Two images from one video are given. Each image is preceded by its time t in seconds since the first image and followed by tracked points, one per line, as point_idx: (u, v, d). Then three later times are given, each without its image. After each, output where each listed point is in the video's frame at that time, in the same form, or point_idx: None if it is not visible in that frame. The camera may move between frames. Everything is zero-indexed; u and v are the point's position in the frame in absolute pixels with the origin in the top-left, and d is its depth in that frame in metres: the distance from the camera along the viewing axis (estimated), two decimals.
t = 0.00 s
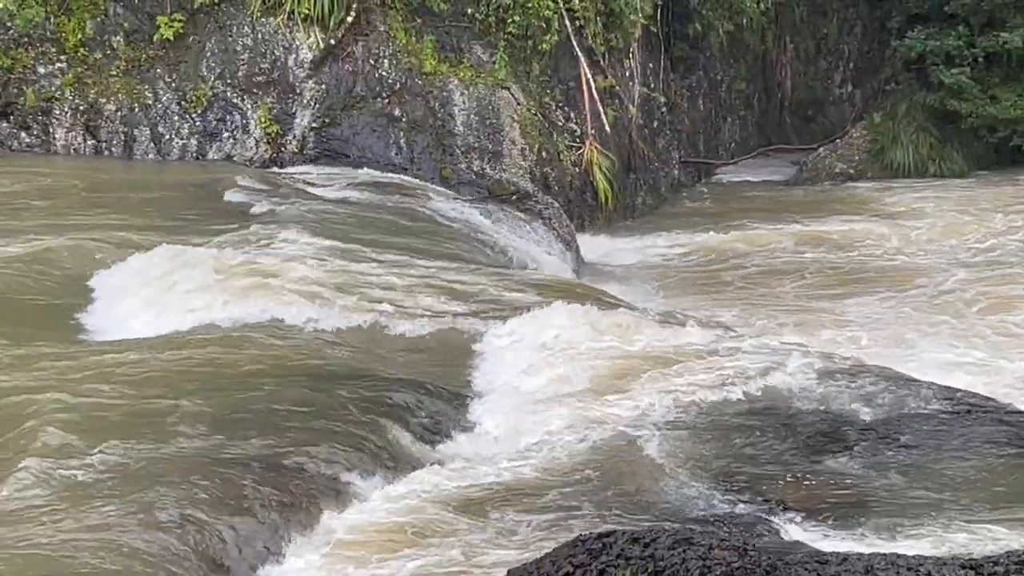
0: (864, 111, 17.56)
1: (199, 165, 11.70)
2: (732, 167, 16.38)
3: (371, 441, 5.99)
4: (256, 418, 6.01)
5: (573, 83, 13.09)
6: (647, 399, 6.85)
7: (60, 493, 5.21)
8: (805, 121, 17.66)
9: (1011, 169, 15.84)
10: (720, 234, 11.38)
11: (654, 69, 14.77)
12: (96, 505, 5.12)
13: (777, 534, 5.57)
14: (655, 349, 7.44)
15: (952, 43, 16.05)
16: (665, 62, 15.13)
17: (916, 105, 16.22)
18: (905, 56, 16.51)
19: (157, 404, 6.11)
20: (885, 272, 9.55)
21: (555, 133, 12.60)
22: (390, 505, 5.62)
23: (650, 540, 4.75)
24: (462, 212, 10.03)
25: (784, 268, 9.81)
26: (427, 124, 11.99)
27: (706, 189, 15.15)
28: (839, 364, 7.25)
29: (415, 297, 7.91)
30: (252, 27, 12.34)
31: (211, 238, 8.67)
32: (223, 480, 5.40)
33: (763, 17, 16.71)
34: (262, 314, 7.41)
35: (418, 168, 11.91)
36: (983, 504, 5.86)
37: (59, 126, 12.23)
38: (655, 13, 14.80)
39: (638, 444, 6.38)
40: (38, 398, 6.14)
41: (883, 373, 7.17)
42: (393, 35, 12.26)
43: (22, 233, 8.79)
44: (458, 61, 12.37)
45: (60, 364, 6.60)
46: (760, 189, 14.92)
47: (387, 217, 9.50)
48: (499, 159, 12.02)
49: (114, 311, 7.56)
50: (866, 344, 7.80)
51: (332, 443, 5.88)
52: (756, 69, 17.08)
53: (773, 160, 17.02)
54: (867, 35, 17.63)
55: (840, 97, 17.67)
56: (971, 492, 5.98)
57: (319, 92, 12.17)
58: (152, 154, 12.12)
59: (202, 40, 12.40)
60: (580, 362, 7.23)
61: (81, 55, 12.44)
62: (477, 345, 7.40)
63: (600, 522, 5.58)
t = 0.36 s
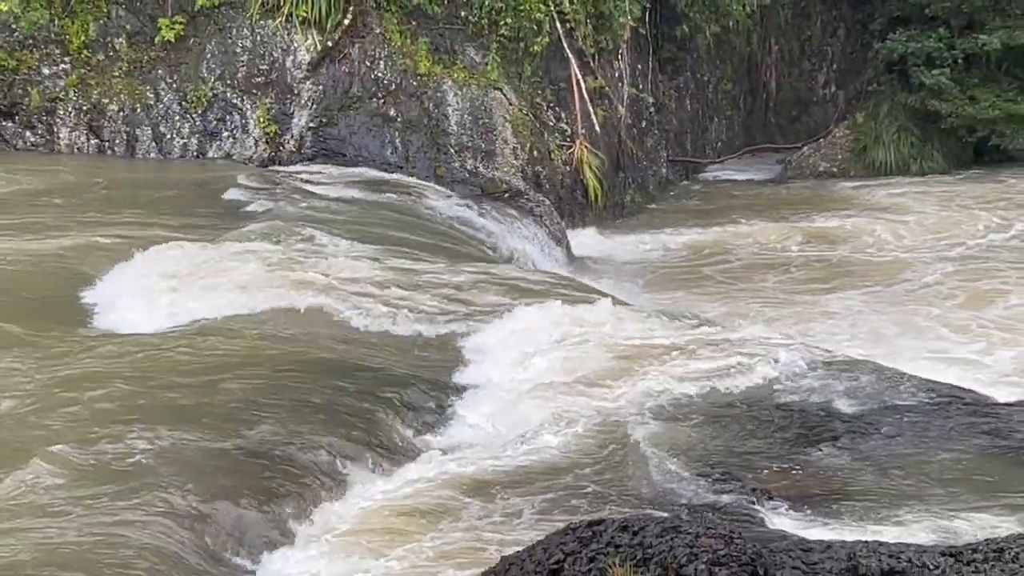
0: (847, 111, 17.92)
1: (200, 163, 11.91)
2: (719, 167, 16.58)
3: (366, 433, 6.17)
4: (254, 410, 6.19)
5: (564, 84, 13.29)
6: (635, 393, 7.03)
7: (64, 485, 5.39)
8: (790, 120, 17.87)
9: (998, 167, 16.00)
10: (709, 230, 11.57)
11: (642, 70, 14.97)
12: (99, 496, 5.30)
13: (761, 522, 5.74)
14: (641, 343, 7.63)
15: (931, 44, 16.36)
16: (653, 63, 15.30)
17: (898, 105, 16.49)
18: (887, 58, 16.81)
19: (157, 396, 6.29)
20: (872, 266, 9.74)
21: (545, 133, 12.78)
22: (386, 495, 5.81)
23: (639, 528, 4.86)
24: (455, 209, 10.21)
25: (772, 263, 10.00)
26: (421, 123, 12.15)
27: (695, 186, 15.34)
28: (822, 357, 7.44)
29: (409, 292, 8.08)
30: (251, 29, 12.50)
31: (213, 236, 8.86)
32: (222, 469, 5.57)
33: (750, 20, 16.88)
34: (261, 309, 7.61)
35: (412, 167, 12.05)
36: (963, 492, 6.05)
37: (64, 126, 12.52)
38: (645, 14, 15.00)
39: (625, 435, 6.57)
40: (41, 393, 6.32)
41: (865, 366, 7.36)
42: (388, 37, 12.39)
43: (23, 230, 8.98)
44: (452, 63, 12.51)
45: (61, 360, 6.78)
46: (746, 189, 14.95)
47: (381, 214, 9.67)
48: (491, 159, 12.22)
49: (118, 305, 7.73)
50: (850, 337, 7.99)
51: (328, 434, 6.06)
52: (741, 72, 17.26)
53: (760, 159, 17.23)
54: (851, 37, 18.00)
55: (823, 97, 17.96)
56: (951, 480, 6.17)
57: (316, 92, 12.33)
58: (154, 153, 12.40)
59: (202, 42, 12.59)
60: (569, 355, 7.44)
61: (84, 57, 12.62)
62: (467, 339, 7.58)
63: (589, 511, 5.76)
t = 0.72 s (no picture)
0: (839, 103, 17.85)
1: (202, 154, 12.02)
2: (713, 158, 16.64)
3: (366, 420, 6.27)
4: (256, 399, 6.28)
5: (561, 77, 13.52)
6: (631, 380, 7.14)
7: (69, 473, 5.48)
8: (782, 112, 17.83)
9: (990, 160, 16.19)
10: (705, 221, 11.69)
11: (637, 64, 15.10)
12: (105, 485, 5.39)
13: (757, 510, 5.84)
14: (636, 333, 7.73)
15: (924, 38, 16.66)
16: (649, 56, 15.49)
17: (891, 97, 16.83)
18: (880, 50, 17.12)
19: (159, 386, 6.38)
20: (864, 256, 9.85)
21: (543, 125, 12.94)
22: (388, 482, 5.92)
23: (635, 514, 4.78)
24: (453, 200, 10.31)
25: (767, 252, 10.11)
26: (420, 115, 12.25)
27: (689, 177, 15.50)
28: (816, 346, 7.54)
29: (408, 283, 8.18)
30: (252, 22, 12.57)
31: (214, 227, 8.95)
32: (226, 458, 5.68)
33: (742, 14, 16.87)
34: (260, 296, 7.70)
35: (411, 158, 12.13)
36: (954, 479, 6.16)
37: (67, 118, 12.57)
38: (639, 10, 15.13)
39: (621, 421, 6.68)
40: (43, 382, 6.40)
41: (858, 354, 7.47)
42: (388, 30, 12.50)
43: (25, 222, 9.07)
44: (451, 56, 12.62)
45: (64, 350, 6.87)
46: (741, 180, 15.07)
47: (379, 206, 9.76)
48: (490, 150, 12.24)
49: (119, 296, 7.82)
50: (843, 326, 8.08)
51: (330, 422, 6.16)
52: (734, 67, 17.25)
53: (754, 151, 17.24)
54: (844, 30, 17.97)
55: (816, 90, 17.92)
56: (942, 467, 6.28)
57: (317, 85, 12.42)
58: (156, 145, 12.42)
59: (205, 34, 12.69)
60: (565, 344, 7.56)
61: (88, 49, 12.75)
62: (462, 326, 7.69)
63: (588, 497, 5.86)
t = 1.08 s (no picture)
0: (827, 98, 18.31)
1: (216, 146, 12.32)
2: (705, 150, 17.08)
3: (376, 401, 6.61)
4: (270, 381, 6.61)
5: (560, 73, 13.73)
6: (627, 363, 7.48)
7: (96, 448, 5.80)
8: (772, 107, 18.25)
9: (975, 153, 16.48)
10: (701, 211, 12.01)
11: (633, 60, 15.40)
12: (131, 459, 5.72)
13: (748, 486, 6.17)
14: (632, 317, 8.07)
15: (907, 36, 16.77)
16: (644, 53, 15.81)
17: (875, 92, 17.01)
18: (865, 48, 17.20)
19: (178, 369, 6.70)
20: (854, 244, 10.17)
21: (543, 119, 13.17)
22: (397, 460, 6.26)
23: (630, 491, 5.05)
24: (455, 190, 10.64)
25: (760, 241, 10.43)
26: (426, 110, 12.60)
27: (683, 169, 15.84)
28: (804, 330, 7.87)
29: (414, 270, 8.50)
30: (263, 21, 12.90)
31: (226, 216, 9.28)
32: (244, 437, 6.01)
33: (733, 12, 17.10)
34: (267, 282, 8.09)
35: (417, 151, 12.46)
36: (935, 457, 6.47)
37: (88, 113, 12.88)
38: (635, 8, 15.45)
39: (618, 402, 7.02)
40: (68, 363, 6.72)
41: (844, 338, 7.80)
42: (395, 29, 12.84)
43: (44, 213, 9.40)
44: (454, 53, 12.96)
45: (85, 333, 7.19)
46: (736, 172, 15.39)
47: (383, 196, 10.10)
48: (492, 143, 12.61)
49: (132, 280, 8.19)
50: (832, 311, 8.41)
51: (341, 403, 6.49)
52: (723, 63, 17.62)
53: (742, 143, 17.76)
54: (830, 27, 18.29)
55: (805, 85, 18.35)
56: (923, 444, 6.62)
57: (326, 81, 12.76)
58: (173, 138, 12.74)
59: (220, 32, 13.00)
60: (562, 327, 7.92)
61: (108, 47, 13.09)
62: (464, 309, 8.02)
63: (586, 473, 6.19)
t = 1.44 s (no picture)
0: (810, 96, 18.83)
1: (233, 140, 12.93)
2: (695, 145, 17.49)
3: (385, 381, 7.04)
4: (286, 361, 7.05)
5: (558, 71, 14.18)
6: (622, 347, 7.92)
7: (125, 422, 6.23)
8: (758, 105, 18.66)
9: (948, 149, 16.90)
10: (694, 202, 12.47)
11: (627, 59, 15.82)
12: (158, 431, 6.15)
13: (734, 460, 6.59)
14: (626, 301, 8.52)
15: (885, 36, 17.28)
16: (637, 53, 16.23)
17: (856, 90, 17.50)
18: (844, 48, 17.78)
19: (199, 350, 7.14)
20: (839, 233, 10.62)
21: (542, 115, 13.58)
22: (406, 438, 6.70)
23: (624, 465, 5.30)
24: (458, 183, 11.08)
25: (750, 230, 10.87)
26: (432, 107, 13.04)
27: (676, 162, 16.34)
28: (789, 315, 8.31)
29: (420, 261, 8.94)
30: (279, 23, 13.48)
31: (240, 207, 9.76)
32: (262, 413, 6.45)
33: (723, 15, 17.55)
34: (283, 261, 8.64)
35: (423, 145, 12.95)
36: (906, 433, 6.92)
37: (113, 109, 13.58)
38: (629, 9, 15.90)
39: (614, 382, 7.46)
40: (96, 343, 7.17)
41: (827, 322, 8.24)
42: (402, 31, 13.32)
43: (66, 206, 9.86)
44: (458, 52, 13.41)
45: (111, 316, 7.63)
46: (729, 165, 15.84)
47: (389, 186, 10.58)
48: (495, 137, 13.03)
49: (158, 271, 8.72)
50: (815, 296, 8.86)
51: (352, 381, 6.95)
52: (712, 61, 18.03)
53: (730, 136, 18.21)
54: (813, 28, 18.86)
55: (789, 82, 18.82)
56: (898, 421, 7.06)
57: (338, 79, 13.27)
58: (194, 132, 13.35)
59: (237, 33, 13.59)
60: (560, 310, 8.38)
61: (131, 46, 13.71)
62: (466, 296, 8.48)
63: (580, 445, 6.65)
